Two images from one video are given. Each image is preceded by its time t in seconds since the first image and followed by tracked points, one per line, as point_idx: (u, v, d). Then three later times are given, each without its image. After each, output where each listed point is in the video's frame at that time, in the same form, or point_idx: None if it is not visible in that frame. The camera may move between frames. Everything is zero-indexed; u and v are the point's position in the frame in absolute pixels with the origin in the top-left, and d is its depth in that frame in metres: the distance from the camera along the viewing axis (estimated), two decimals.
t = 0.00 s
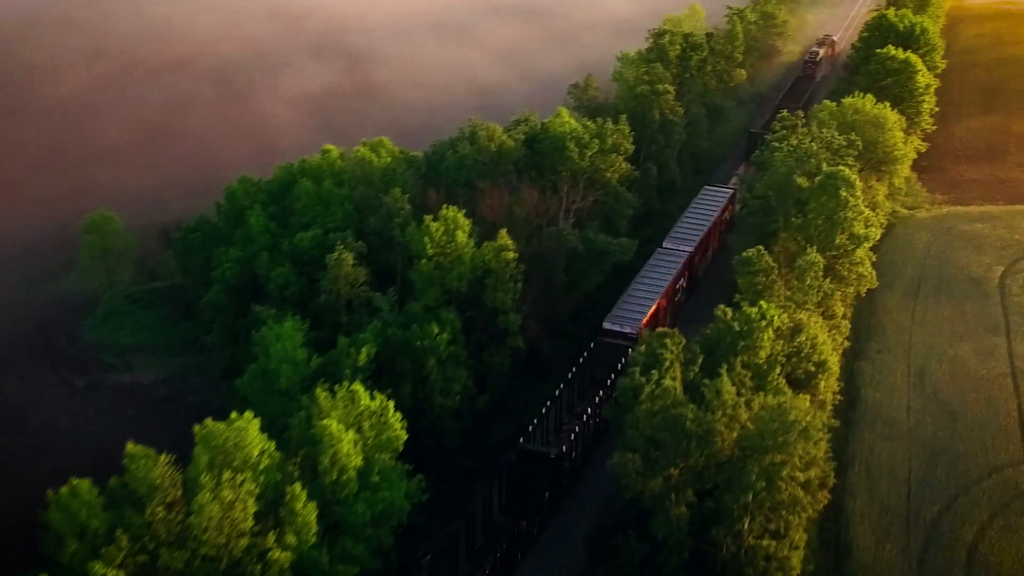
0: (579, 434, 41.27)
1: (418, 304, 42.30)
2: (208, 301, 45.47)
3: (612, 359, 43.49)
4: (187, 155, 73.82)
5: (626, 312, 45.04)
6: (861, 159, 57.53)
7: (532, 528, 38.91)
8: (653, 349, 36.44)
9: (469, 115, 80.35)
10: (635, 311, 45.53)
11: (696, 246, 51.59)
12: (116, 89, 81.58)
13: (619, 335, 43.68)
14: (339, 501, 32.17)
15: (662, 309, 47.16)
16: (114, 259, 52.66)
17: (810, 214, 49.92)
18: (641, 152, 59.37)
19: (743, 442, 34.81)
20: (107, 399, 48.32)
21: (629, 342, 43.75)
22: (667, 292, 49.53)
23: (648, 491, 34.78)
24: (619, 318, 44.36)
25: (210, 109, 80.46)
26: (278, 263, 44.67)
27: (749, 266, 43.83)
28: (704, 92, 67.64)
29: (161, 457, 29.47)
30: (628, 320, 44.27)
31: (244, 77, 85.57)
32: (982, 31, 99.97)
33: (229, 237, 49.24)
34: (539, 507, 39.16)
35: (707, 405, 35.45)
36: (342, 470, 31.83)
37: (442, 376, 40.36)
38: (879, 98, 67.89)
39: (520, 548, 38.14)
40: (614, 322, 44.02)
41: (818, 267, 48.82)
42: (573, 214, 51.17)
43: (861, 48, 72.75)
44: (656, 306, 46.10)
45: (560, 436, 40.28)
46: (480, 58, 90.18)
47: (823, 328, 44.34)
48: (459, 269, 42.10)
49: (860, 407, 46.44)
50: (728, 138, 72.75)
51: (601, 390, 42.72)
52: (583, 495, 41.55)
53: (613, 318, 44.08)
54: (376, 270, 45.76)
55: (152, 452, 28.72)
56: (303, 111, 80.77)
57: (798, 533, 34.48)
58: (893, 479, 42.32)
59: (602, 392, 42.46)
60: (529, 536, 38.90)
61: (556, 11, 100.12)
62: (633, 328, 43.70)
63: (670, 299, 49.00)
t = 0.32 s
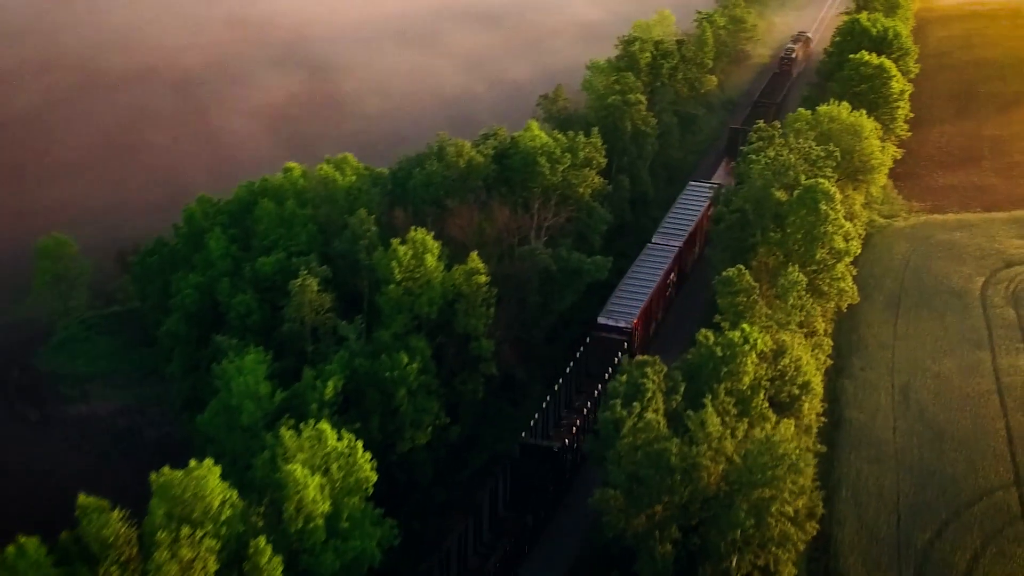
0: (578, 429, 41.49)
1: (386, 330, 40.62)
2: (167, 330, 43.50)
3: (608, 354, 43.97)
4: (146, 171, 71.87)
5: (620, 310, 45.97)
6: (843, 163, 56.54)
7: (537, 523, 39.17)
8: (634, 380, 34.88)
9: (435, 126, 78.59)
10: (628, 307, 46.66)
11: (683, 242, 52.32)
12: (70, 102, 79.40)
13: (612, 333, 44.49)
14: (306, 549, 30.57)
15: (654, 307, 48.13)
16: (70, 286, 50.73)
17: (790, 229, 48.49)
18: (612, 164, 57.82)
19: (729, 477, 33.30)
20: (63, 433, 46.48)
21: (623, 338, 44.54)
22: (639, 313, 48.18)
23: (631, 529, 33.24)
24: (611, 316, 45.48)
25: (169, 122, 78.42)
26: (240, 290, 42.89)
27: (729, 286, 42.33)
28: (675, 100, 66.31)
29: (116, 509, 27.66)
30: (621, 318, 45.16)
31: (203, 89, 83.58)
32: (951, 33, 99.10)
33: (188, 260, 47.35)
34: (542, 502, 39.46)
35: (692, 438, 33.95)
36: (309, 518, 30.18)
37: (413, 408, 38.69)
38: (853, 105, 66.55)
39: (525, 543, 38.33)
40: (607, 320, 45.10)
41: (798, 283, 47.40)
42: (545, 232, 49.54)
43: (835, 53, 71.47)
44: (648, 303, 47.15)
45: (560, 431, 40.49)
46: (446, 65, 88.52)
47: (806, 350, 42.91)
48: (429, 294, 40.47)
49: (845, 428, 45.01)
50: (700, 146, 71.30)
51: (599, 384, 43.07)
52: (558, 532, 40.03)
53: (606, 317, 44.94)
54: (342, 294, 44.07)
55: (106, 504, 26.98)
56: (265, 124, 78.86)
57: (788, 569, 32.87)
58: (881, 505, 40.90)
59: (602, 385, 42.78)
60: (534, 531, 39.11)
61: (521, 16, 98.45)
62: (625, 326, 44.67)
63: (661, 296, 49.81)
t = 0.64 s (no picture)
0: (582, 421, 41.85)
1: (356, 359, 38.88)
2: (126, 363, 41.65)
3: (606, 346, 45.01)
4: (104, 191, 70.06)
5: (615, 302, 47.33)
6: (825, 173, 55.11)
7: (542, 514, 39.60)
8: (618, 413, 33.26)
9: (403, 137, 76.74)
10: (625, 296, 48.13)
11: (677, 232, 53.21)
12: (27, 117, 77.34)
13: (609, 323, 45.86)
14: None
15: (649, 298, 49.25)
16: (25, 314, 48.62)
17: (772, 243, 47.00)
18: (587, 177, 56.19)
19: (720, 516, 31.73)
20: (18, 469, 44.60)
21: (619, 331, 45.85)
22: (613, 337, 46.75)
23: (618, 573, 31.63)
24: (607, 306, 46.98)
25: (129, 138, 76.46)
26: (202, 319, 41.11)
27: (713, 308, 40.76)
28: (650, 108, 65.39)
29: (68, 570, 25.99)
30: (617, 311, 46.56)
31: (164, 101, 81.57)
32: (923, 35, 98.09)
33: (148, 286, 45.54)
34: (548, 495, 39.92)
35: (679, 474, 32.36)
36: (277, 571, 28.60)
37: (385, 442, 37.04)
38: (830, 112, 65.17)
39: (531, 535, 38.85)
40: (604, 312, 46.57)
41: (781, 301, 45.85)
42: (519, 250, 47.89)
43: (811, 58, 70.20)
44: (644, 294, 48.36)
45: (563, 424, 40.81)
46: (413, 73, 86.79)
47: (793, 372, 41.41)
48: (400, 321, 38.88)
49: (833, 452, 43.48)
50: (675, 155, 69.97)
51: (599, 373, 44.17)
52: (536, 572, 38.41)
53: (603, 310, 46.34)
54: (309, 321, 42.36)
55: (57, 565, 25.29)
56: (228, 139, 76.97)
57: None
58: (874, 532, 39.38)
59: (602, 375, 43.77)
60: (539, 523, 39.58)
61: (489, 22, 96.68)
62: (621, 317, 46.01)
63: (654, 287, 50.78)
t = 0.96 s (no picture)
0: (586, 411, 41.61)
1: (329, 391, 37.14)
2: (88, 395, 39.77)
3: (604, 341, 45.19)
4: (68, 206, 67.97)
5: (612, 296, 47.44)
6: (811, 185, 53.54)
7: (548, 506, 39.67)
8: (606, 450, 31.65)
9: (376, 148, 74.87)
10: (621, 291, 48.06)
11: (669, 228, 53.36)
12: None
13: (608, 318, 45.82)
14: None
15: (644, 292, 49.24)
16: None
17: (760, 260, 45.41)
18: (566, 191, 54.55)
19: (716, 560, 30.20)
20: None
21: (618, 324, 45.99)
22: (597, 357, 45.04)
23: None
24: (605, 301, 46.96)
25: (93, 150, 74.22)
26: (167, 349, 39.22)
27: (700, 332, 39.15)
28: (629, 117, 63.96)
29: None
30: (616, 304, 46.69)
31: (129, 112, 79.38)
32: (901, 38, 96.97)
33: (111, 312, 43.60)
34: (552, 486, 39.69)
35: (672, 515, 30.82)
36: None
37: (361, 479, 35.38)
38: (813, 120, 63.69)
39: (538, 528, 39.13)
40: (602, 306, 46.56)
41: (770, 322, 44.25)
42: (497, 270, 46.27)
43: (792, 64, 68.82)
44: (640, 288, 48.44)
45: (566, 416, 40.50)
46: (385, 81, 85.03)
47: (785, 397, 39.81)
48: (375, 350, 37.18)
49: (826, 479, 41.96)
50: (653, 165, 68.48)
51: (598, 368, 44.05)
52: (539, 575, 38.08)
53: (602, 303, 46.48)
54: (278, 349, 40.54)
55: None
56: (195, 150, 74.91)
57: None
58: (871, 565, 37.84)
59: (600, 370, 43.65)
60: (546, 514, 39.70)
61: (462, 28, 95.01)
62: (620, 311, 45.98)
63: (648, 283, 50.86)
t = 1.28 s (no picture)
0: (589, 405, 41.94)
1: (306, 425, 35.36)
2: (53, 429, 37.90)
3: (605, 335, 45.50)
4: (37, 225, 66.08)
5: (613, 288, 47.60)
6: (803, 199, 51.89)
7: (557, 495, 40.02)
8: (599, 491, 30.00)
9: (353, 160, 73.03)
10: (621, 285, 48.22)
11: (669, 216, 53.41)
12: None
13: (609, 311, 46.04)
14: None
15: (645, 283, 49.40)
16: None
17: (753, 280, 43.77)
18: (550, 205, 52.85)
19: None
20: None
21: (618, 318, 46.26)
22: (584, 381, 43.36)
23: None
24: (606, 293, 47.11)
25: (61, 163, 72.08)
26: (134, 380, 37.35)
27: (694, 358, 37.58)
28: (615, 127, 62.39)
29: None
30: (616, 296, 46.91)
31: (99, 123, 77.27)
32: (886, 42, 95.65)
33: (77, 337, 41.72)
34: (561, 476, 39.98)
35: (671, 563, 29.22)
36: None
37: (341, 520, 33.67)
38: (802, 129, 62.15)
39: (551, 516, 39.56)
40: (603, 299, 46.75)
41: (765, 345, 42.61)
42: (480, 291, 44.63)
43: (779, 71, 67.43)
44: (641, 279, 48.56)
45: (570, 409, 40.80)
46: (362, 88, 83.33)
47: (782, 425, 38.21)
48: (353, 382, 35.41)
49: (825, 510, 40.42)
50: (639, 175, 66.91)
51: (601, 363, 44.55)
52: None
53: (602, 296, 46.71)
54: (252, 379, 38.71)
55: None
56: (168, 162, 72.99)
57: None
58: None
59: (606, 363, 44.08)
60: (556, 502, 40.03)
61: (441, 34, 93.20)
62: (621, 305, 46.20)
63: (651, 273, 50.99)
